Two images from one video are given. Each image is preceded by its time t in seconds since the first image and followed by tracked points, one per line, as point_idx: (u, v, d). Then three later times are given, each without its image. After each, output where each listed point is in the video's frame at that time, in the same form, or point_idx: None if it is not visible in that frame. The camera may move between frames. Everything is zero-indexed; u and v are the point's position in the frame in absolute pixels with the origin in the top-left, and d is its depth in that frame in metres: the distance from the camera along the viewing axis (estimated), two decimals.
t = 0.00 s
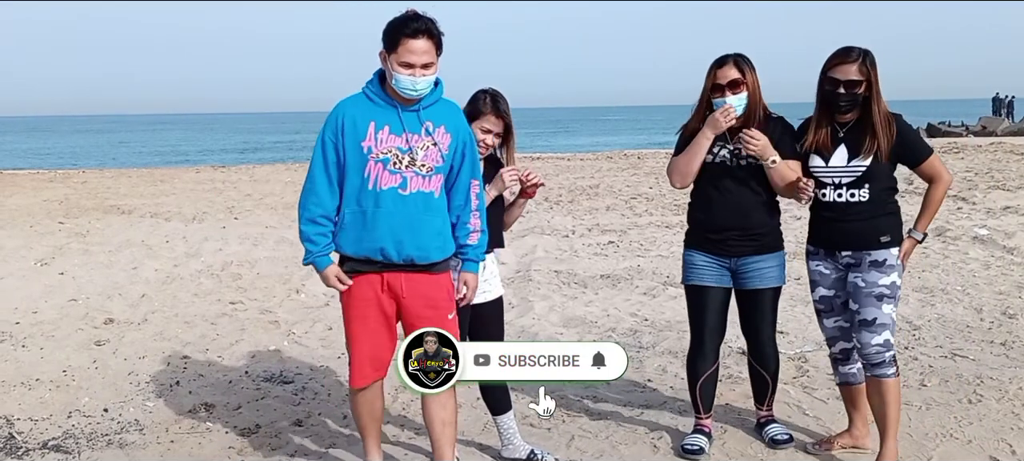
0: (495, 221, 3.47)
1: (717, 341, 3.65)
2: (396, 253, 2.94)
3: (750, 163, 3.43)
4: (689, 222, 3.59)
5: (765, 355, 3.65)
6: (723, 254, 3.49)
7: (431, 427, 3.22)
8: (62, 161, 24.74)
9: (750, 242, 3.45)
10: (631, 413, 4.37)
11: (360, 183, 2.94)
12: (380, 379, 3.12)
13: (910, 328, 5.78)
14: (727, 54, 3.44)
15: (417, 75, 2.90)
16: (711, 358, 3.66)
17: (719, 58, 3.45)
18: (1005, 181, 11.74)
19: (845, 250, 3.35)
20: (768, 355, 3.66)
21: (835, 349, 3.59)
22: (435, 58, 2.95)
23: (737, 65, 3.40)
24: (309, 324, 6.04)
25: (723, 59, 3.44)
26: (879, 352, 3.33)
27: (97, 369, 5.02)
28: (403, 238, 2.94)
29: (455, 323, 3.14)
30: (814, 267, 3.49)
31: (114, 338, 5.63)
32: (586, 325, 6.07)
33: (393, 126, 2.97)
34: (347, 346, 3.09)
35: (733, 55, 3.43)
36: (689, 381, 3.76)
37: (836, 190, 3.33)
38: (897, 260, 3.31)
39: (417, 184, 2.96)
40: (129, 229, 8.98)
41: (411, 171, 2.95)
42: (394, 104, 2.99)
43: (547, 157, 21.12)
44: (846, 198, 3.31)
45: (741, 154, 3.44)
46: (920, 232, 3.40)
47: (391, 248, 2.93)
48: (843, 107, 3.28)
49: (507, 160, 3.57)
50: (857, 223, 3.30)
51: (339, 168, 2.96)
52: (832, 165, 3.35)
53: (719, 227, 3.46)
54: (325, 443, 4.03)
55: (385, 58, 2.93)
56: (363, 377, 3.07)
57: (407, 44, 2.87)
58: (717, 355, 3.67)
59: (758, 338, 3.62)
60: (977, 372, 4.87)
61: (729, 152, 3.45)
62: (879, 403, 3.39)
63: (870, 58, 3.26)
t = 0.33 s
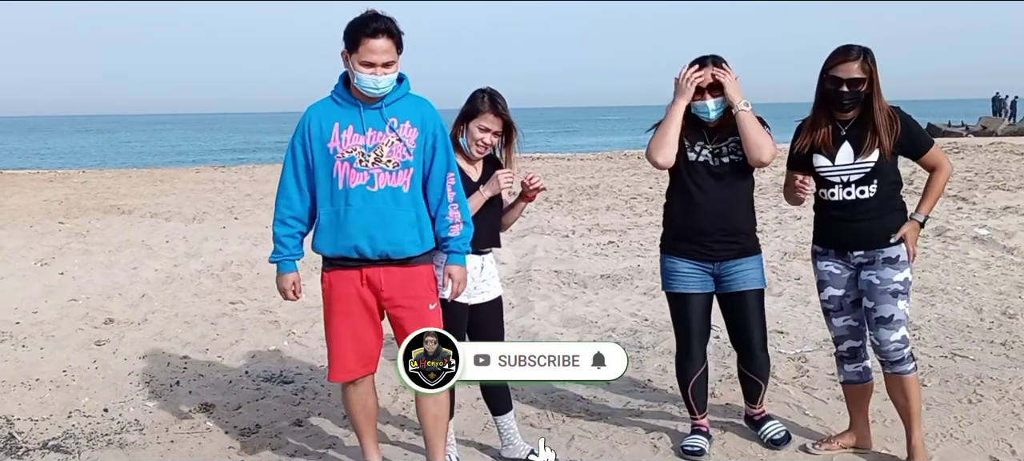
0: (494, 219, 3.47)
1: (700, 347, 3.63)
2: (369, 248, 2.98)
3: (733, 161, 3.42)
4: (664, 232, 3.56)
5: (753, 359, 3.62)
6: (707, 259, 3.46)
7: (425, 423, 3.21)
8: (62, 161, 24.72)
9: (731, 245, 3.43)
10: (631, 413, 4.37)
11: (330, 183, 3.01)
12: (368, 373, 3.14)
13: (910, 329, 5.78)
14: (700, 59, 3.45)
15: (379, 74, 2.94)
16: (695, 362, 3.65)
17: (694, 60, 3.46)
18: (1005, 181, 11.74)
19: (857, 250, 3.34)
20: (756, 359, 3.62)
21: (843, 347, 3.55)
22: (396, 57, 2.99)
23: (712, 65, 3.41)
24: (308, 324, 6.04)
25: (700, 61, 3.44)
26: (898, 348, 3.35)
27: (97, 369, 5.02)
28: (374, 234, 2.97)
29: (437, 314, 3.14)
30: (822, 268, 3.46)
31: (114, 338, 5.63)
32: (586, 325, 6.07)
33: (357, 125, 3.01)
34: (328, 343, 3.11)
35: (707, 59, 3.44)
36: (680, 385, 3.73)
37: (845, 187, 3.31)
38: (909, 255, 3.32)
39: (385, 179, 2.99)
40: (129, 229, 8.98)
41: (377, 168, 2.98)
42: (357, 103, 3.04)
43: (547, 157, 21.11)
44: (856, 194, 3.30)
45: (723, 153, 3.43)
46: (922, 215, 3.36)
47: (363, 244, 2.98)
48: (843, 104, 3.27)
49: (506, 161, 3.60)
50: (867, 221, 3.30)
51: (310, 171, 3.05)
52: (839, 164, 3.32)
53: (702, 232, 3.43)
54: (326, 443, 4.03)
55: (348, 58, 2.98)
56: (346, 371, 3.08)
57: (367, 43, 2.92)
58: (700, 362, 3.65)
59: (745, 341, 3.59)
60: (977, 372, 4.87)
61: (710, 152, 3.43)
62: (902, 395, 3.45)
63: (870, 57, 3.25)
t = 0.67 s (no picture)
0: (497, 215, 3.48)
1: (701, 354, 3.59)
2: (364, 247, 2.98)
3: (722, 162, 3.35)
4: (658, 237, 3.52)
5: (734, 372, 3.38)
6: (697, 263, 3.40)
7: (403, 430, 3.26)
8: (62, 161, 24.71)
9: (718, 248, 3.36)
10: (631, 413, 4.38)
11: (326, 181, 3.03)
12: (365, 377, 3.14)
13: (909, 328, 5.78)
14: (695, 56, 3.41)
15: (372, 71, 2.95)
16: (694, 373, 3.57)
17: (687, 58, 3.43)
18: (1005, 181, 11.75)
19: (874, 254, 3.31)
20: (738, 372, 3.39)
21: (849, 351, 3.54)
22: (391, 55, 2.99)
23: (707, 64, 3.36)
24: (309, 324, 6.04)
25: (694, 60, 3.40)
26: (906, 354, 3.38)
27: (97, 369, 5.02)
28: (368, 231, 2.97)
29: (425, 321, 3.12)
30: (836, 272, 3.42)
31: (114, 338, 5.64)
32: (586, 325, 6.07)
33: (352, 124, 3.03)
34: (325, 347, 3.12)
35: (704, 56, 3.39)
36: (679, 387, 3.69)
37: (864, 188, 3.30)
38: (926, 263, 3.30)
39: (379, 178, 2.98)
40: (129, 229, 8.98)
41: (371, 166, 2.98)
42: (354, 104, 3.06)
43: (548, 157, 21.11)
44: (875, 196, 3.28)
45: (712, 153, 3.37)
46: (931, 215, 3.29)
47: (357, 242, 2.97)
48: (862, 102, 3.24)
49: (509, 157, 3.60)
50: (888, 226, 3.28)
51: (307, 169, 3.07)
52: (859, 165, 3.29)
53: (692, 235, 3.37)
54: (326, 443, 4.03)
55: (341, 56, 2.98)
56: (340, 374, 3.08)
57: (360, 41, 2.92)
58: (699, 370, 3.62)
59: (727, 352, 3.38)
60: (977, 372, 4.87)
61: (698, 153, 3.38)
62: (901, 400, 3.47)
63: (889, 56, 3.23)
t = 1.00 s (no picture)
0: (534, 220, 3.56)
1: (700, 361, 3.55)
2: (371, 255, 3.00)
3: (724, 176, 3.25)
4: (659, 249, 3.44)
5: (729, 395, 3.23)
6: (695, 278, 3.31)
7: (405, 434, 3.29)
8: (63, 161, 24.72)
9: (719, 262, 3.25)
10: (631, 413, 4.38)
11: (333, 184, 2.99)
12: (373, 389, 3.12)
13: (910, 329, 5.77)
14: (709, 58, 3.35)
15: (384, 78, 2.95)
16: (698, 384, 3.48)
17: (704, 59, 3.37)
18: (1005, 180, 11.74)
19: (901, 259, 3.26)
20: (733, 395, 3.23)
21: (856, 360, 3.52)
22: (401, 62, 2.99)
23: (722, 66, 3.30)
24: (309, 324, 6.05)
25: (709, 61, 3.35)
26: (920, 358, 3.38)
27: (97, 369, 5.02)
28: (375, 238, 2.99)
29: (433, 324, 3.14)
30: (856, 279, 3.37)
31: (114, 338, 5.64)
32: (586, 325, 6.07)
33: (363, 129, 3.00)
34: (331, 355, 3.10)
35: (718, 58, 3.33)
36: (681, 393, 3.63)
37: (888, 189, 3.25)
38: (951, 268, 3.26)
39: (388, 185, 2.99)
40: (129, 229, 8.98)
41: (381, 173, 2.98)
42: (363, 107, 3.03)
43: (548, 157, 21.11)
44: (899, 197, 3.24)
45: (714, 166, 3.27)
46: (940, 120, 3.09)
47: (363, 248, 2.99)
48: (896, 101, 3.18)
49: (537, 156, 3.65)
50: (914, 228, 3.22)
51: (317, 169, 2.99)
52: (885, 164, 3.23)
53: (693, 249, 3.28)
54: (327, 443, 4.03)
55: (354, 62, 2.98)
56: (349, 384, 3.06)
57: (372, 48, 2.92)
58: (699, 374, 3.61)
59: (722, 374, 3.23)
60: (977, 372, 4.87)
61: (703, 163, 3.29)
62: (908, 402, 3.47)
63: (931, 60, 3.19)
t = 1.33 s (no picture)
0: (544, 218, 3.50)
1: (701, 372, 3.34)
2: (353, 251, 3.00)
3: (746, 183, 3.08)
4: (670, 252, 3.22)
5: (738, 403, 3.12)
6: (712, 282, 3.12)
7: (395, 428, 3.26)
8: (63, 161, 24.73)
9: (740, 268, 3.08)
10: (632, 413, 4.38)
11: (315, 179, 3.00)
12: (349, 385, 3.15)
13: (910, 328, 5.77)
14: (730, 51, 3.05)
15: (367, 71, 2.94)
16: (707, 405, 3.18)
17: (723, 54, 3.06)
18: (1004, 181, 11.75)
19: (922, 265, 3.21)
20: (742, 404, 3.12)
21: (857, 367, 3.52)
22: (385, 54, 2.98)
23: (744, 62, 3.03)
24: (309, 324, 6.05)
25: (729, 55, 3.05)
26: (934, 361, 3.37)
27: (97, 369, 5.02)
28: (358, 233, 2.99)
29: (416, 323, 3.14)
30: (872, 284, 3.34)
31: (115, 338, 5.63)
32: (586, 325, 6.07)
33: (347, 123, 3.01)
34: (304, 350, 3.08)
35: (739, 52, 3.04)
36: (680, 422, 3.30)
37: (913, 190, 3.17)
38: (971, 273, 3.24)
39: (373, 180, 3.00)
40: (129, 229, 8.98)
41: (365, 168, 2.99)
42: (348, 101, 3.04)
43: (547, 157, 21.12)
44: (925, 198, 3.16)
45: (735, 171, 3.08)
46: (972, 97, 3.01)
47: (346, 244, 2.99)
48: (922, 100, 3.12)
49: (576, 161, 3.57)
50: (940, 231, 3.15)
51: (296, 165, 3.00)
52: (909, 163, 3.17)
53: (709, 254, 3.09)
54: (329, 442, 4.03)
55: (336, 56, 2.97)
56: (320, 380, 3.05)
57: (355, 40, 2.90)
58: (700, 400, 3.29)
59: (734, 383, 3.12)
60: (977, 372, 4.87)
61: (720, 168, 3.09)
62: (917, 404, 3.48)
63: (957, 55, 3.11)
